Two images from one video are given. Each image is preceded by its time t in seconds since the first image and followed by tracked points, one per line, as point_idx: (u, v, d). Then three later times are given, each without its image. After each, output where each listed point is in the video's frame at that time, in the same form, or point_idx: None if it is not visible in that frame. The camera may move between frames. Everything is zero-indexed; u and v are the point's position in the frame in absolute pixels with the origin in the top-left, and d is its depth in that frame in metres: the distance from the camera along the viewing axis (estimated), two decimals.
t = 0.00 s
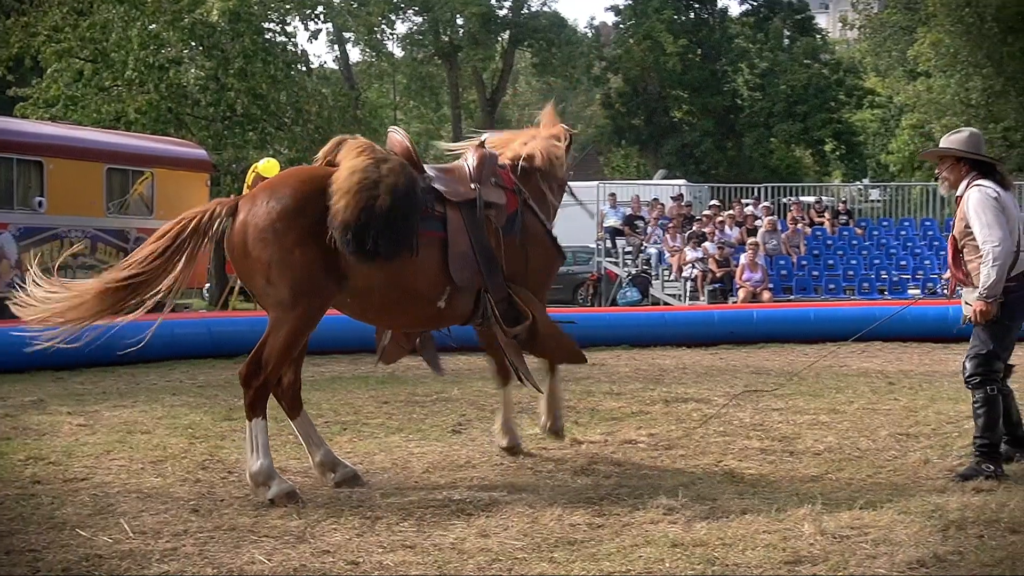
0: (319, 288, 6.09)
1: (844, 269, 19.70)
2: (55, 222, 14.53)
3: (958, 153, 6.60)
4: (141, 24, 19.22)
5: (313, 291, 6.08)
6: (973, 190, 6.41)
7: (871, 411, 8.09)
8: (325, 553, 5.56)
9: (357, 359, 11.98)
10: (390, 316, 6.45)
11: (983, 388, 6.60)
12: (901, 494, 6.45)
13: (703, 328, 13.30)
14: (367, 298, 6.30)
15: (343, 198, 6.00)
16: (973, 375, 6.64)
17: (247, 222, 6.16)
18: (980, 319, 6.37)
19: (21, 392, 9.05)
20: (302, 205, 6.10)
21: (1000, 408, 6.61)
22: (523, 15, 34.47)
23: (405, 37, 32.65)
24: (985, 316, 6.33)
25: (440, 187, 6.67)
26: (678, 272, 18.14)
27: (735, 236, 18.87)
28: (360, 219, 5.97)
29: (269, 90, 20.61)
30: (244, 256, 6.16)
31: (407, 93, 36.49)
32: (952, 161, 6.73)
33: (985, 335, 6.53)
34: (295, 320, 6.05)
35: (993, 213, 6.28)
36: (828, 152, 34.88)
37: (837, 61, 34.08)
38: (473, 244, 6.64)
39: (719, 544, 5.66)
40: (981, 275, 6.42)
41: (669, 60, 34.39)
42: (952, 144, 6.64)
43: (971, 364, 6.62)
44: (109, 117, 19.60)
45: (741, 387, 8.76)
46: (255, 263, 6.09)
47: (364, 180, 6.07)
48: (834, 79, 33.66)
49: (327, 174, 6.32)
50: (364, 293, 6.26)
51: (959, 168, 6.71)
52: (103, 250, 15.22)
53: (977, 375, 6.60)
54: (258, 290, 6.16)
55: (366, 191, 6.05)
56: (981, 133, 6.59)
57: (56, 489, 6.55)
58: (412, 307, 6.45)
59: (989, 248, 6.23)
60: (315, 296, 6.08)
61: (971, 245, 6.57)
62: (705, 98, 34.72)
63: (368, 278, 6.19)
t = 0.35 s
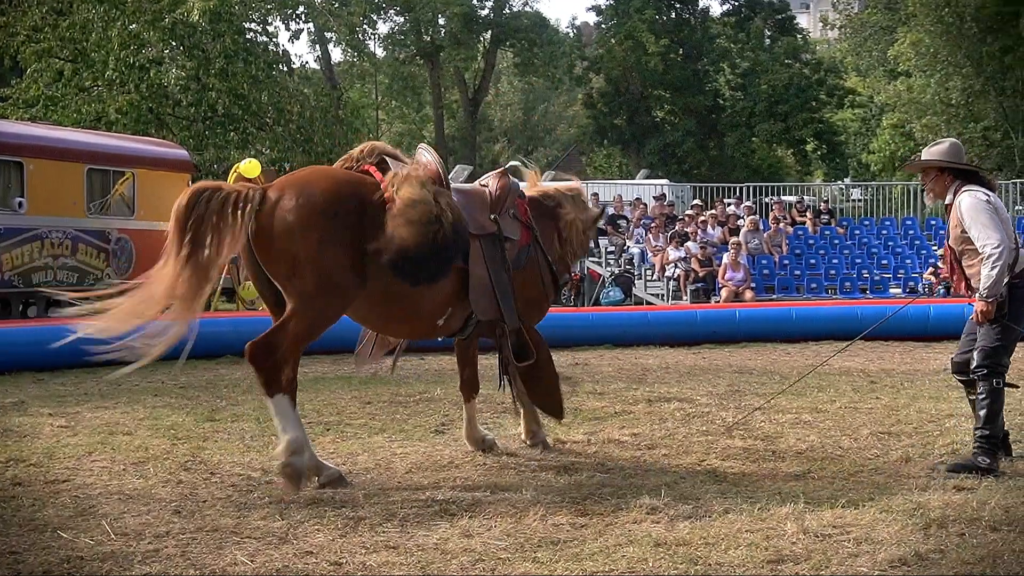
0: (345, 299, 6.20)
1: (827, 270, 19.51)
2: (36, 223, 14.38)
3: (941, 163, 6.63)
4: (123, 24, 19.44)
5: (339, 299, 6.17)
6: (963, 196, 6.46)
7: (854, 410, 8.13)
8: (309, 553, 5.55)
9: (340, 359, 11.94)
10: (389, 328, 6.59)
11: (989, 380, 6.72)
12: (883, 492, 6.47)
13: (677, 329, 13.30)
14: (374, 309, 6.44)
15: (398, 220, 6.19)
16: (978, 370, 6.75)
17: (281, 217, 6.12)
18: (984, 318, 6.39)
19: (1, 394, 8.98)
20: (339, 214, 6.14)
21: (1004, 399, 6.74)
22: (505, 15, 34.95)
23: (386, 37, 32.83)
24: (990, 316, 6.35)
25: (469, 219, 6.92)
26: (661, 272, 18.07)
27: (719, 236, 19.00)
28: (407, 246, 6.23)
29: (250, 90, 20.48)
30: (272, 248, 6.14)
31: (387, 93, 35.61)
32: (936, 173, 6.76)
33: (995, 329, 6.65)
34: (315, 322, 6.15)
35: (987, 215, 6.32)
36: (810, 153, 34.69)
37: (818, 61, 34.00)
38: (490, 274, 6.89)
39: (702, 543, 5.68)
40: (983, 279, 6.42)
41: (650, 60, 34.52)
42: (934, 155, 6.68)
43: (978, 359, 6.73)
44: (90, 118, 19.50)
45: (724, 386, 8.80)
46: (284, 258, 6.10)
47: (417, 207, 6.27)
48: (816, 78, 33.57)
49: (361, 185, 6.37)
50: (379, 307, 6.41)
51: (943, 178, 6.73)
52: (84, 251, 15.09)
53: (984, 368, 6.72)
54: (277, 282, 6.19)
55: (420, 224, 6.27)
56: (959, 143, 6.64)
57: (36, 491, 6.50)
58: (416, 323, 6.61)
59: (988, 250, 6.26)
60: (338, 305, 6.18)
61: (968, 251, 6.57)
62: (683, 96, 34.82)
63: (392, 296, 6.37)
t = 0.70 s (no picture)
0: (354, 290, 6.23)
1: (821, 270, 19.67)
2: (30, 225, 14.37)
3: (958, 156, 6.63)
4: (116, 25, 19.38)
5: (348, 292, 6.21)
6: (986, 192, 6.46)
7: (849, 411, 8.15)
8: (305, 555, 5.55)
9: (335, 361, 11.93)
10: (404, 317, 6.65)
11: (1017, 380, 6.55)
12: (878, 493, 6.48)
13: (675, 328, 13.30)
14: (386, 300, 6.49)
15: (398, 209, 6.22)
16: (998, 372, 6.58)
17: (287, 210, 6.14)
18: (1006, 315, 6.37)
19: None
20: (345, 206, 6.22)
21: None
22: (498, 16, 34.88)
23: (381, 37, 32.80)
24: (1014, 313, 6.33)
25: (470, 200, 6.80)
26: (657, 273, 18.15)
27: (713, 236, 18.65)
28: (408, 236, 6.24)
29: (245, 91, 20.32)
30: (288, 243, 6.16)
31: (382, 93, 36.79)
32: (950, 166, 6.76)
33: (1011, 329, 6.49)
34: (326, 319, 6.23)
35: (1010, 211, 6.34)
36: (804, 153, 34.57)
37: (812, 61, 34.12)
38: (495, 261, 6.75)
39: (698, 544, 5.69)
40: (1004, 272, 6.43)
41: (645, 60, 34.61)
42: (950, 149, 6.66)
43: (997, 360, 6.57)
44: (85, 119, 19.46)
45: (719, 387, 8.81)
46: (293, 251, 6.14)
47: (417, 196, 6.28)
48: (810, 79, 33.73)
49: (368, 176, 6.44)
50: (391, 298, 6.47)
51: (958, 172, 6.73)
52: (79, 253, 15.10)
53: (1011, 369, 6.54)
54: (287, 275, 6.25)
55: (418, 211, 6.27)
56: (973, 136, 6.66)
57: (31, 493, 6.49)
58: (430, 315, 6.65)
59: (1012, 247, 6.28)
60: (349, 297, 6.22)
61: (984, 244, 6.58)
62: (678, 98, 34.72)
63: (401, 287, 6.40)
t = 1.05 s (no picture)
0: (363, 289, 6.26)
1: (823, 273, 19.45)
2: (31, 228, 14.37)
3: (989, 148, 6.64)
4: (118, 28, 19.44)
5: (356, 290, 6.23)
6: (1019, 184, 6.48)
7: (851, 415, 8.15)
8: (306, 559, 5.55)
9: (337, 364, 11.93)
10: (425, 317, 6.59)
11: None
12: (880, 497, 6.48)
13: (676, 330, 13.33)
14: (403, 297, 6.45)
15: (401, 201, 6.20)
16: None
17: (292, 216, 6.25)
18: None
19: None
20: (351, 206, 6.29)
21: None
22: (501, 19, 33.99)
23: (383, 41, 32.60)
24: None
25: (481, 191, 6.51)
26: (659, 277, 18.18)
27: (715, 241, 18.86)
28: (411, 228, 6.18)
29: (247, 94, 20.34)
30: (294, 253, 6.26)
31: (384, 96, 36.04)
32: (975, 159, 6.77)
33: None
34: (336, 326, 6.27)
35: None
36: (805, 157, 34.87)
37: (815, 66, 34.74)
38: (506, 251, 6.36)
39: (699, 548, 5.69)
40: None
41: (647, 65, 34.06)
42: (979, 141, 6.67)
43: None
44: (87, 122, 19.46)
45: (721, 391, 8.81)
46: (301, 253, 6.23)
47: (419, 187, 6.24)
48: (811, 83, 34.25)
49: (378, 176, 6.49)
50: (405, 295, 6.42)
51: (985, 164, 6.75)
52: (80, 256, 15.09)
53: None
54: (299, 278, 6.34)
55: (419, 198, 6.22)
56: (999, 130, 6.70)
57: (33, 496, 6.50)
58: (448, 313, 6.53)
59: None
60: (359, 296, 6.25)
61: (1009, 238, 6.62)
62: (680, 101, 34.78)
63: (413, 281, 6.34)
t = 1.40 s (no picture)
0: (377, 278, 6.54)
1: (821, 277, 20.00)
2: (28, 230, 14.38)
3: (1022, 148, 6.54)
4: (115, 31, 19.53)
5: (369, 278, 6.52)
6: None
7: (847, 418, 8.15)
8: (301, 562, 5.55)
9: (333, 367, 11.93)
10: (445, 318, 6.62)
11: None
12: (876, 500, 6.49)
13: (671, 330, 13.33)
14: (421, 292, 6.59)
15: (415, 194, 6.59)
16: None
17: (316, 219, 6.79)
18: None
19: None
20: (369, 202, 6.68)
21: None
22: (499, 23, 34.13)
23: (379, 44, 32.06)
24: None
25: (504, 190, 6.65)
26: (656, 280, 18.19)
27: (712, 243, 18.77)
28: (421, 214, 6.48)
29: (244, 97, 20.35)
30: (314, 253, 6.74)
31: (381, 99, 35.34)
32: (1001, 160, 6.63)
33: None
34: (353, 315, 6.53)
35: None
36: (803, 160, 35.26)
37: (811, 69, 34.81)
38: (520, 238, 6.39)
39: (695, 551, 5.68)
40: None
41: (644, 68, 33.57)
42: (1003, 142, 6.53)
43: None
44: (84, 124, 19.56)
45: (718, 394, 8.80)
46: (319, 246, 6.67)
47: (431, 179, 6.61)
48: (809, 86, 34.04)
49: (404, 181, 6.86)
50: (422, 288, 6.57)
51: (1011, 165, 6.63)
52: (77, 258, 15.09)
53: None
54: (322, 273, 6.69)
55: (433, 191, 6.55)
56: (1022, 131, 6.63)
57: (29, 498, 6.49)
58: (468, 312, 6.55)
59: None
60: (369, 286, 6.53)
61: None
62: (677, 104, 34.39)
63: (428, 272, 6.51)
